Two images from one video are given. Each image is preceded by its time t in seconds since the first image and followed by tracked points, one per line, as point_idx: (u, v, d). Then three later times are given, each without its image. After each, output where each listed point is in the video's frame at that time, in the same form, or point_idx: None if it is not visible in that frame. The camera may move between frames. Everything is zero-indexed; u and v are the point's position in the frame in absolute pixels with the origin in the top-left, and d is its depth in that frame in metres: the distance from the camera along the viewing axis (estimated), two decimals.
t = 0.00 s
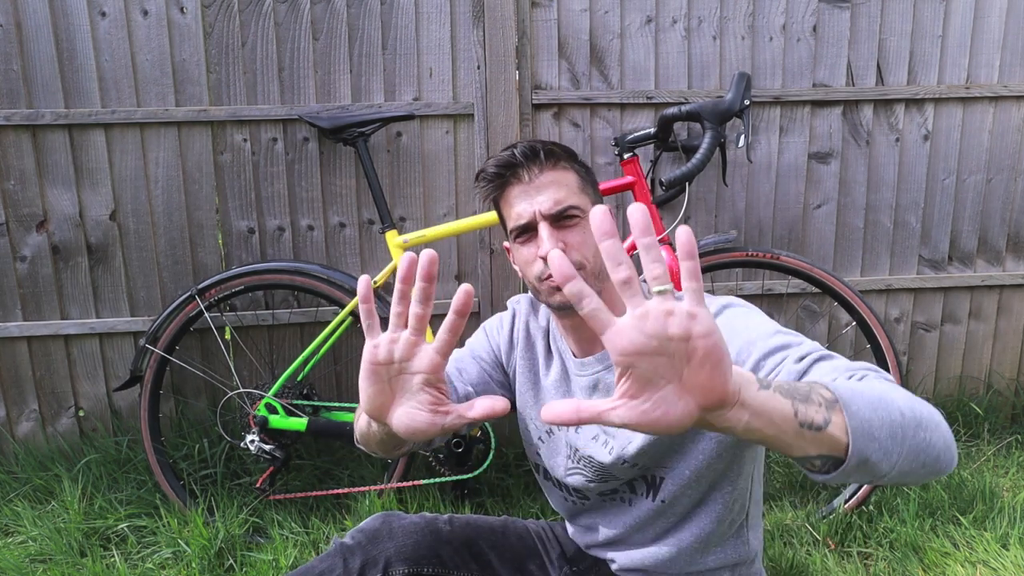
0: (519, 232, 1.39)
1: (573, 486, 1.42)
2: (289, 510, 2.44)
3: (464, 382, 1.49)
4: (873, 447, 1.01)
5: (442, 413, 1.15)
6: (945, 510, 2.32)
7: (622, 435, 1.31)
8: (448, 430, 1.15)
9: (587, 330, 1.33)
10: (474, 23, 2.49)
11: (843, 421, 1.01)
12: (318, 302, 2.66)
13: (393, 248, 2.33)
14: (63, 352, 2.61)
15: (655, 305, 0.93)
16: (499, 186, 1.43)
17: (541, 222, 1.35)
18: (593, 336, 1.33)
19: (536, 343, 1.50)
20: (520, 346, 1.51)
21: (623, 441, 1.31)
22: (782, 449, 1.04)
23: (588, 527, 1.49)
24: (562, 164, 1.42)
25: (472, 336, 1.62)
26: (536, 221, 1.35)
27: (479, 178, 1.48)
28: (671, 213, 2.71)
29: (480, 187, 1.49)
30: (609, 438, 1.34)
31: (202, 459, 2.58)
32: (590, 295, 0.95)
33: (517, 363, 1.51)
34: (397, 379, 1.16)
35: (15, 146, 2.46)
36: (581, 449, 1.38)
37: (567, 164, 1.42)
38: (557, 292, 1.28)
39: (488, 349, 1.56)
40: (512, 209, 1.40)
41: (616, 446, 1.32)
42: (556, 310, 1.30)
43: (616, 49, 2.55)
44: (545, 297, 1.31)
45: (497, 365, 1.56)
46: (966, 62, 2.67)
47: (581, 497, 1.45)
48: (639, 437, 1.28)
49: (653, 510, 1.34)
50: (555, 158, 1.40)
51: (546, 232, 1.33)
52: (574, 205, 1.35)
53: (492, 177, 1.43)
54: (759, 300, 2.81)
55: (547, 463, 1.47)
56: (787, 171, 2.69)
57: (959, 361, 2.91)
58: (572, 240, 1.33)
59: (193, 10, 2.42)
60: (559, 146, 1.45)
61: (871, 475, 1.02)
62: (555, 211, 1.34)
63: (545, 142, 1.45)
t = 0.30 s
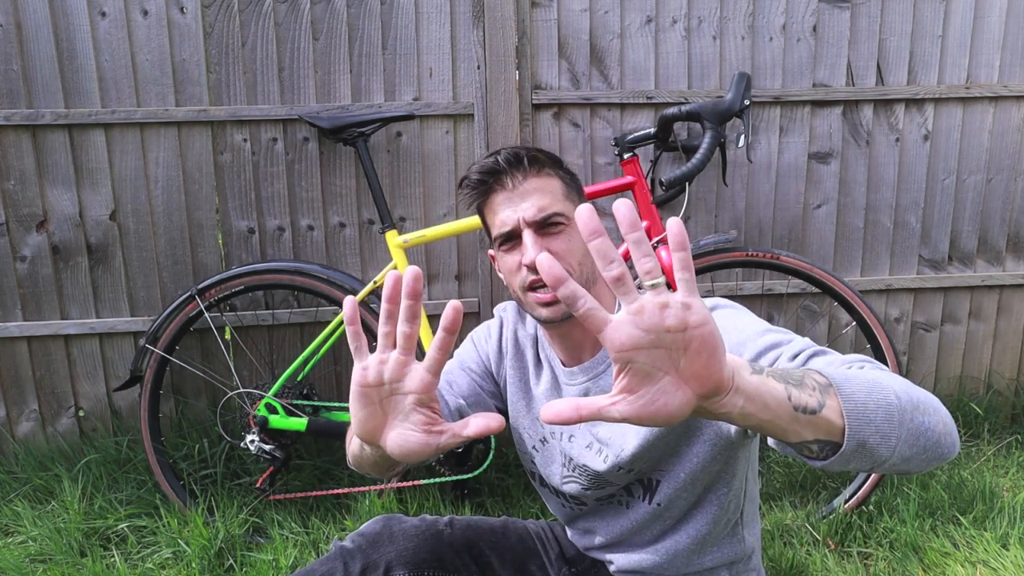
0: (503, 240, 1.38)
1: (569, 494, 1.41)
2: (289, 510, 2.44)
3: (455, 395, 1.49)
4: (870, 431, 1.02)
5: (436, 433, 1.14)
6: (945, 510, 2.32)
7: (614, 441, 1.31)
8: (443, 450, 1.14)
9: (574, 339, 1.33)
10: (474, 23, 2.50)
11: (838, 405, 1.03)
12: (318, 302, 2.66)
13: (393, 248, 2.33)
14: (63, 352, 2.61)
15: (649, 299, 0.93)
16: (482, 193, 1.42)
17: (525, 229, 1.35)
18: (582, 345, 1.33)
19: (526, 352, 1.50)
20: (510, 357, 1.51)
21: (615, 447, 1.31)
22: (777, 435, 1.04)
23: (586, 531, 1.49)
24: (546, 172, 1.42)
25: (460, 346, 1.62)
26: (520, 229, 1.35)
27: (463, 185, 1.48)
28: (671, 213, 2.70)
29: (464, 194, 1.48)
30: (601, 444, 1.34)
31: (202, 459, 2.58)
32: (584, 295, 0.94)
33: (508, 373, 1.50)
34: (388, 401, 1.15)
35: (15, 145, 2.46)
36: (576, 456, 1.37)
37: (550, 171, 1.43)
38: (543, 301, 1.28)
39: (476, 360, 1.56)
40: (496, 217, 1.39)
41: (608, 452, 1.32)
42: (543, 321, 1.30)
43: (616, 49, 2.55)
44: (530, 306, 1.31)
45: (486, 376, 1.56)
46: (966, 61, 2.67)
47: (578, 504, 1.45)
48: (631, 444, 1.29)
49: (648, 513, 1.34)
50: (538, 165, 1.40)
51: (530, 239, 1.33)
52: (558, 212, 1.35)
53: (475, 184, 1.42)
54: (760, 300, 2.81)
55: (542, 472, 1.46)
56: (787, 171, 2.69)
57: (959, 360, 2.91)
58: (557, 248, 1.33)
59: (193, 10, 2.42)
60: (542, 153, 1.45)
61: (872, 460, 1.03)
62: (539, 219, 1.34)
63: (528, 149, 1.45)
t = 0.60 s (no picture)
0: (496, 242, 1.37)
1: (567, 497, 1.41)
2: (289, 510, 2.44)
3: (451, 400, 1.49)
4: (866, 429, 1.02)
5: (433, 435, 1.13)
6: (945, 509, 2.32)
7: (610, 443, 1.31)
8: (440, 452, 1.13)
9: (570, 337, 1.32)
10: (474, 23, 2.50)
11: (833, 403, 1.03)
12: (318, 302, 2.66)
13: (393, 248, 2.33)
14: (63, 352, 2.61)
15: (644, 298, 0.93)
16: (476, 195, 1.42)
17: (518, 231, 1.34)
18: (576, 347, 1.33)
19: (521, 355, 1.49)
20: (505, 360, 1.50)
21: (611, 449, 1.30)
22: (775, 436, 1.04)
23: (584, 532, 1.49)
24: (539, 173, 1.42)
25: (456, 349, 1.62)
26: (512, 230, 1.35)
27: (456, 188, 1.47)
28: (670, 213, 2.70)
29: (456, 197, 1.48)
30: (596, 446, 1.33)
31: (202, 459, 2.58)
32: (579, 295, 0.94)
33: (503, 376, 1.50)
34: (385, 403, 1.15)
35: (15, 145, 2.46)
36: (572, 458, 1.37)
37: (544, 173, 1.42)
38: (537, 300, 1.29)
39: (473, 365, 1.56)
40: (489, 218, 1.39)
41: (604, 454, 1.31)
42: (537, 323, 1.30)
43: (616, 49, 2.55)
44: (523, 307, 1.30)
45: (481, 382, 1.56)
46: (966, 62, 2.67)
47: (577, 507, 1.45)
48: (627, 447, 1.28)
49: (647, 514, 1.34)
50: (532, 167, 1.40)
51: (523, 241, 1.32)
52: (551, 214, 1.35)
53: (468, 186, 1.43)
54: (760, 300, 2.81)
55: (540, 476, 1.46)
56: (787, 171, 2.69)
57: (959, 360, 2.91)
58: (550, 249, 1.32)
59: (193, 10, 2.42)
60: (536, 155, 1.45)
61: (868, 459, 1.03)
62: (532, 220, 1.34)
63: (521, 152, 1.45)
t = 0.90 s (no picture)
0: (503, 240, 1.35)
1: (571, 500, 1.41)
2: (289, 510, 2.44)
3: (434, 411, 1.50)
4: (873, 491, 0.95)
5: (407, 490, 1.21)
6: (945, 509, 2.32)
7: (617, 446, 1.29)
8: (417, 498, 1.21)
9: (576, 335, 1.32)
10: (474, 23, 2.50)
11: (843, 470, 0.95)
12: (318, 302, 2.66)
13: (393, 248, 2.34)
14: (63, 352, 2.61)
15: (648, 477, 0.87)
16: (481, 192, 1.38)
17: (524, 230, 1.32)
18: (585, 346, 1.33)
19: (521, 360, 1.46)
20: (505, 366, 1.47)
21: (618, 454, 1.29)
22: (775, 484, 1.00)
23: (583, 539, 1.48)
24: (545, 170, 1.38)
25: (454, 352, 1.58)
26: (519, 229, 1.32)
27: (461, 184, 1.44)
28: (671, 213, 2.70)
29: (462, 193, 1.45)
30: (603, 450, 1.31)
31: (202, 459, 2.58)
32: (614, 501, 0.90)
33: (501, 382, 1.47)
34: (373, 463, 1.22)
35: (15, 146, 2.46)
36: (576, 461, 1.35)
37: (550, 170, 1.38)
38: (545, 302, 1.29)
39: (465, 369, 1.53)
40: (495, 217, 1.36)
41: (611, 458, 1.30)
42: (545, 322, 1.31)
43: (616, 49, 2.55)
44: (532, 308, 1.30)
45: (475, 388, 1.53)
46: (966, 62, 2.68)
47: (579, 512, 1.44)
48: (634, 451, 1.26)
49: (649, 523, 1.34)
50: (539, 165, 1.37)
51: (530, 241, 1.31)
52: (558, 212, 1.32)
53: (474, 182, 1.38)
54: (759, 300, 2.81)
55: (541, 480, 1.45)
56: (787, 171, 2.69)
57: (959, 360, 2.91)
58: (558, 248, 1.30)
59: (193, 10, 2.41)
60: (544, 151, 1.41)
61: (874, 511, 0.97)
62: (538, 219, 1.31)
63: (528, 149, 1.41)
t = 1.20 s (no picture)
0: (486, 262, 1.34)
1: (562, 512, 1.38)
2: (289, 510, 2.44)
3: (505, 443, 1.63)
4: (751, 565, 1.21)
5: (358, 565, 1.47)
6: (945, 510, 2.32)
7: (615, 470, 1.25)
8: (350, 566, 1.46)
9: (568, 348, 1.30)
10: (474, 23, 2.50)
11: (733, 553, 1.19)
12: (318, 302, 2.66)
13: (393, 248, 2.34)
14: (63, 352, 2.61)
15: None
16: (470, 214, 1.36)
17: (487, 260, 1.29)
18: (581, 356, 1.30)
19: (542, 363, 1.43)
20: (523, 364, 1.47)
21: (616, 474, 1.25)
22: None
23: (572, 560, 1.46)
24: (510, 188, 1.26)
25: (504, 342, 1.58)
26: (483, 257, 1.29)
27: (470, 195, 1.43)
28: (671, 213, 2.70)
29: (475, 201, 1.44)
30: (600, 469, 1.27)
31: (202, 459, 2.58)
32: None
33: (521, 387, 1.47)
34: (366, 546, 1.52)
35: (15, 146, 2.46)
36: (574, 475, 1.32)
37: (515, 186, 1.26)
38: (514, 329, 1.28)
39: (505, 366, 1.53)
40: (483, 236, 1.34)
41: (607, 478, 1.26)
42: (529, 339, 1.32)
43: (616, 49, 2.55)
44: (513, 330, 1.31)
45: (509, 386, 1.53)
46: (966, 61, 2.68)
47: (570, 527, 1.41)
48: (629, 475, 1.22)
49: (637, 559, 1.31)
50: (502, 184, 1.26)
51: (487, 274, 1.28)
52: (507, 241, 1.24)
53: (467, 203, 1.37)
54: (760, 300, 2.81)
55: (540, 486, 1.43)
56: (787, 171, 2.69)
57: (959, 361, 2.91)
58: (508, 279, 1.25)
59: (193, 10, 2.41)
60: (516, 162, 1.28)
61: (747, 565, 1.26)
62: (491, 250, 1.26)
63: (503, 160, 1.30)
